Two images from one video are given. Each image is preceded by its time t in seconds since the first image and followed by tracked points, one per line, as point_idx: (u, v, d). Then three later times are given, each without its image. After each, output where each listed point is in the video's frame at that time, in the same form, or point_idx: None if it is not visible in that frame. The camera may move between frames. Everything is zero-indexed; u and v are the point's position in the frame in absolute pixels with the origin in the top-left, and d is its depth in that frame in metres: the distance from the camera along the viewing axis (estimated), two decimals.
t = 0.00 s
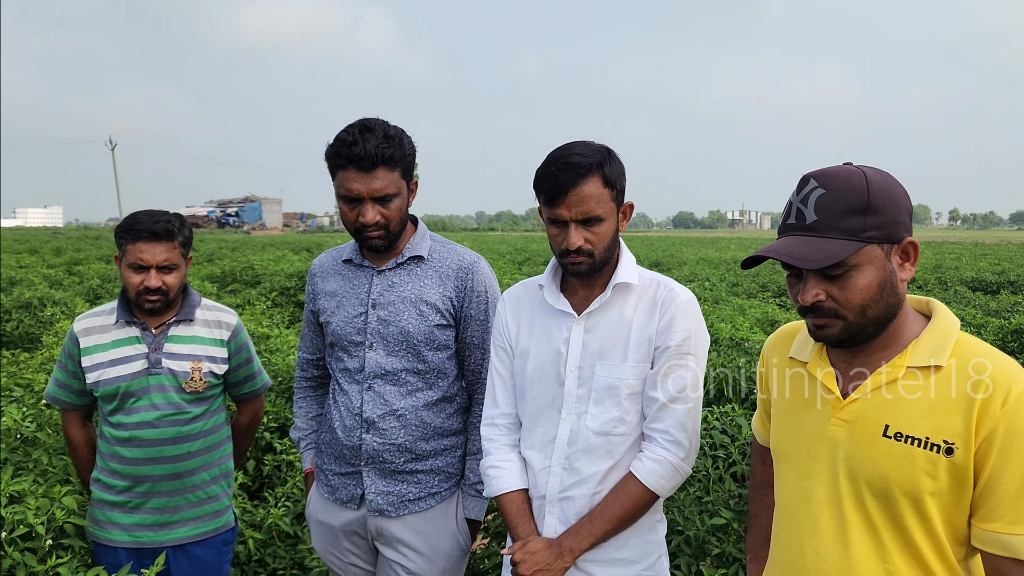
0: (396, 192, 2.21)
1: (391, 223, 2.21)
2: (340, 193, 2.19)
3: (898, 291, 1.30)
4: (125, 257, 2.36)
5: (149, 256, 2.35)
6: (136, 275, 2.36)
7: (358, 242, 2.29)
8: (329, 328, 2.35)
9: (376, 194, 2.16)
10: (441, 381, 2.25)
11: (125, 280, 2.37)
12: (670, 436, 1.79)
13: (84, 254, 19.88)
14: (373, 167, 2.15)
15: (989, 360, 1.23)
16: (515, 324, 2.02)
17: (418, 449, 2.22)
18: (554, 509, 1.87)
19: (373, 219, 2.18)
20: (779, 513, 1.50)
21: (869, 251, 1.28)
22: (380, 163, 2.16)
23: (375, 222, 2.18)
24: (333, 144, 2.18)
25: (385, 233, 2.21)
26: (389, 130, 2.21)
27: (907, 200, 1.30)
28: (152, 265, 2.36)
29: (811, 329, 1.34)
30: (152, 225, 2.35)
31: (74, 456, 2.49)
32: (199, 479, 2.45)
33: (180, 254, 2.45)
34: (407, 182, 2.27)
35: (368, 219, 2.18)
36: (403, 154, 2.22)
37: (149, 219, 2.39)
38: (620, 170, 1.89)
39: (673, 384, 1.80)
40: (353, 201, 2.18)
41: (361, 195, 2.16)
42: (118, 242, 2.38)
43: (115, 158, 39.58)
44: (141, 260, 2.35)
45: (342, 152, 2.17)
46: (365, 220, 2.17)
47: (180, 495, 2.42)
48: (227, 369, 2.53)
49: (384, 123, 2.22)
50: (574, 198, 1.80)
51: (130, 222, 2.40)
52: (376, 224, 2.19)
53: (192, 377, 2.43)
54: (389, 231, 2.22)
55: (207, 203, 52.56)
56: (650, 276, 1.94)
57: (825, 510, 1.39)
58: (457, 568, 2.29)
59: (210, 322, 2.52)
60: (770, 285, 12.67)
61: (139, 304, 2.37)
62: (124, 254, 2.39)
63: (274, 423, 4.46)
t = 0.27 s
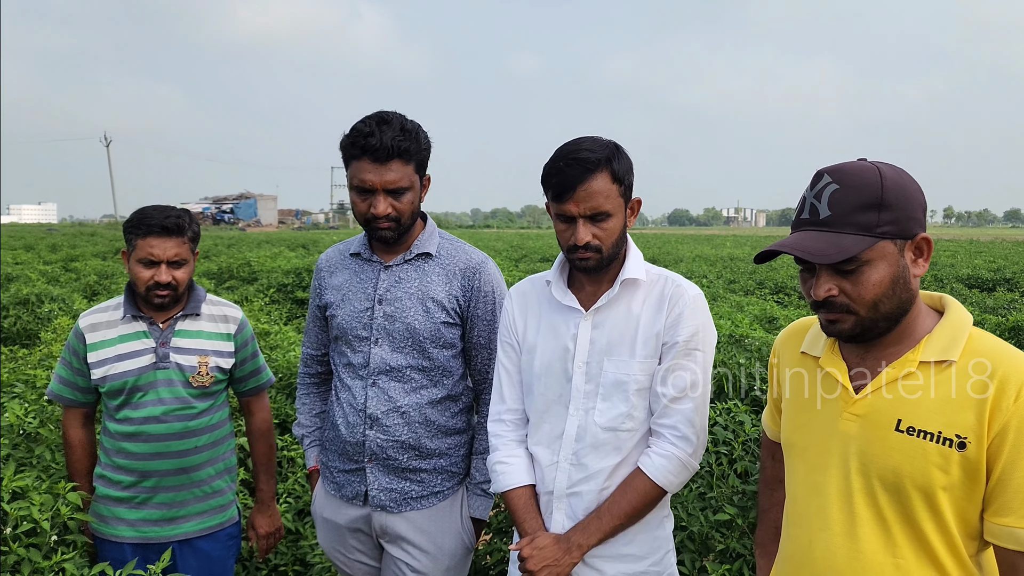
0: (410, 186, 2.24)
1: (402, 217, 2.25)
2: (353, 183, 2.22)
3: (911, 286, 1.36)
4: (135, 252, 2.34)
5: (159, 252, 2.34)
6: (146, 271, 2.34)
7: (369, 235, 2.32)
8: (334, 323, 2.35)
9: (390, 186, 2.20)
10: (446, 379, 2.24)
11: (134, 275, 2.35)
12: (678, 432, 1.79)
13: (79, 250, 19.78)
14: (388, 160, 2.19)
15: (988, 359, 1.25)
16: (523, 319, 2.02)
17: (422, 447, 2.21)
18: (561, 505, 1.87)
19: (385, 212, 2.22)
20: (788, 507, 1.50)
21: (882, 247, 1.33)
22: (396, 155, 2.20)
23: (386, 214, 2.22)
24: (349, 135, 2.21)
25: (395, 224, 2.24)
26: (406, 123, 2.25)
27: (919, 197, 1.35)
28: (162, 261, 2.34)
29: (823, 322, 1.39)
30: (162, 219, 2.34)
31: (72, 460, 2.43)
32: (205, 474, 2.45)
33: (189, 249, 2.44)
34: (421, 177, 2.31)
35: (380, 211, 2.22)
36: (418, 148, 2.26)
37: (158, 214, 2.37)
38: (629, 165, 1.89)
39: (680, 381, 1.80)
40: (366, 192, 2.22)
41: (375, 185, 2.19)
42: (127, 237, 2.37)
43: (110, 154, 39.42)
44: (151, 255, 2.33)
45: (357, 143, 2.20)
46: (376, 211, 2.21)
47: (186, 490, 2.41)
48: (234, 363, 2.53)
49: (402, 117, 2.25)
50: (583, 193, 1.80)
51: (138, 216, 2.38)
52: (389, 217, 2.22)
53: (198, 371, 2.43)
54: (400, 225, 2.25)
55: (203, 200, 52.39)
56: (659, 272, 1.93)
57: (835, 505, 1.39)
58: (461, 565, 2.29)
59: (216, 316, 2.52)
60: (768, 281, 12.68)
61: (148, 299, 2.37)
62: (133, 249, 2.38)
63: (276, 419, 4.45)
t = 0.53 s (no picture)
0: (416, 183, 2.25)
1: (406, 214, 2.25)
2: (359, 179, 2.23)
3: (915, 282, 1.36)
4: (139, 248, 2.34)
5: (163, 248, 2.34)
6: (150, 267, 2.34)
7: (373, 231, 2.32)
8: (339, 319, 2.36)
9: (395, 182, 2.21)
10: (452, 375, 2.27)
11: (138, 272, 2.35)
12: (681, 428, 1.80)
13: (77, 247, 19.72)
14: (395, 156, 2.20)
15: (987, 359, 1.26)
16: (526, 315, 2.02)
17: (429, 442, 2.23)
18: (564, 501, 1.88)
19: (390, 208, 2.22)
20: (792, 504, 1.50)
21: (886, 243, 1.34)
22: (403, 152, 2.21)
23: (390, 211, 2.22)
24: (356, 130, 2.22)
25: (399, 221, 2.24)
26: (413, 120, 2.26)
27: (924, 193, 1.35)
28: (166, 257, 2.35)
29: (827, 318, 1.40)
30: (165, 216, 2.34)
31: (71, 457, 2.42)
32: (211, 469, 2.46)
33: (193, 246, 2.44)
34: (427, 175, 2.32)
35: (385, 207, 2.22)
36: (424, 146, 2.27)
37: (161, 211, 2.37)
38: (631, 163, 1.89)
39: (684, 376, 1.82)
40: (372, 187, 2.22)
41: (381, 181, 2.20)
42: (130, 234, 2.37)
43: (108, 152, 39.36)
44: (155, 252, 2.33)
45: (364, 138, 2.21)
46: (381, 208, 2.21)
47: (191, 485, 2.42)
48: (237, 359, 2.52)
49: (409, 114, 2.26)
50: (586, 189, 1.80)
51: (141, 213, 2.38)
52: (393, 212, 2.22)
53: (202, 367, 2.43)
54: (403, 223, 2.25)
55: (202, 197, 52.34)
56: (661, 268, 1.94)
57: (840, 500, 1.39)
58: (467, 562, 2.30)
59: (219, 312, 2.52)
60: (766, 278, 12.71)
61: (152, 296, 2.37)
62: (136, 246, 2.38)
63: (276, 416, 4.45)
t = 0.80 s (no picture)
0: (418, 178, 2.26)
1: (410, 209, 2.26)
2: (362, 172, 2.25)
3: (914, 281, 1.36)
4: (144, 246, 2.36)
5: (167, 246, 2.36)
6: (154, 265, 2.36)
7: (376, 227, 2.33)
8: (344, 316, 2.38)
9: (398, 176, 2.22)
10: (456, 372, 2.28)
11: (142, 269, 2.37)
12: (681, 427, 1.81)
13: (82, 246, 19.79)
14: (398, 150, 2.22)
15: (987, 359, 1.26)
16: (527, 314, 2.03)
17: (433, 440, 2.24)
18: (566, 499, 1.88)
19: (392, 201, 2.23)
20: (791, 501, 1.51)
21: (885, 241, 1.34)
22: (406, 146, 2.23)
23: (393, 205, 2.23)
24: (361, 126, 2.25)
25: (402, 216, 2.25)
26: (418, 118, 2.28)
27: (923, 193, 1.36)
28: (170, 255, 2.36)
29: (825, 316, 1.40)
30: (169, 214, 2.36)
31: (70, 455, 2.42)
32: (217, 466, 2.48)
33: (197, 245, 2.45)
34: (432, 173, 2.34)
35: (387, 200, 2.23)
36: (428, 142, 2.28)
37: (165, 209, 2.39)
38: (631, 162, 1.89)
39: (685, 375, 1.82)
40: (374, 180, 2.23)
41: (383, 175, 2.22)
42: (134, 232, 2.39)
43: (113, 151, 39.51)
44: (159, 250, 2.35)
45: (369, 133, 2.24)
46: (383, 202, 2.23)
47: (197, 482, 2.44)
48: (241, 356, 2.53)
49: (416, 112, 2.28)
50: (585, 188, 1.81)
51: (146, 211, 2.40)
52: (395, 207, 2.24)
53: (205, 364, 2.44)
54: (406, 217, 2.26)
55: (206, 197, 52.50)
56: (662, 268, 1.94)
57: (840, 498, 1.40)
58: (471, 560, 2.32)
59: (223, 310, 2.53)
60: (770, 278, 12.69)
61: (156, 294, 2.38)
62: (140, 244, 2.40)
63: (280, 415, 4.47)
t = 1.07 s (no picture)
0: (428, 176, 2.28)
1: (417, 208, 2.28)
2: (373, 169, 2.28)
3: (914, 282, 1.37)
4: (155, 245, 2.40)
5: (176, 245, 2.40)
6: (164, 264, 2.40)
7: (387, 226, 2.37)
8: (354, 314, 2.41)
9: (409, 173, 2.25)
10: (464, 371, 2.30)
11: (154, 269, 2.42)
12: (686, 427, 1.81)
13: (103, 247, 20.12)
14: (408, 148, 2.24)
15: (987, 359, 1.26)
16: (534, 313, 2.04)
17: (441, 438, 2.27)
18: (571, 498, 1.90)
19: (400, 199, 2.26)
20: (793, 502, 1.51)
21: (884, 242, 1.35)
22: (417, 145, 2.25)
23: (401, 202, 2.26)
24: (375, 124, 2.28)
25: (409, 214, 2.28)
26: (431, 118, 2.30)
27: (924, 194, 1.37)
28: (179, 254, 2.40)
29: (824, 315, 1.41)
30: (176, 213, 2.40)
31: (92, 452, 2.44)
32: (230, 463, 2.52)
33: (206, 242, 2.49)
34: (444, 174, 2.36)
35: (396, 198, 2.26)
36: (440, 142, 2.29)
37: (174, 208, 2.44)
38: (637, 164, 1.90)
39: (689, 374, 1.82)
40: (384, 177, 2.26)
41: (393, 172, 2.25)
42: (145, 233, 2.43)
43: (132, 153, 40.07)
44: (168, 249, 2.39)
45: (382, 130, 2.27)
46: (392, 199, 2.25)
47: (210, 479, 2.48)
48: (255, 354, 2.57)
49: (429, 112, 2.30)
50: (590, 188, 1.83)
51: (156, 211, 2.45)
52: (403, 204, 2.26)
53: (220, 361, 2.48)
54: (414, 216, 2.29)
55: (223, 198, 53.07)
56: (669, 268, 1.95)
57: (841, 499, 1.40)
58: (477, 559, 2.34)
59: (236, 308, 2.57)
60: (785, 279, 12.60)
61: (169, 293, 2.43)
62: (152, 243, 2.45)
63: (293, 414, 4.52)
